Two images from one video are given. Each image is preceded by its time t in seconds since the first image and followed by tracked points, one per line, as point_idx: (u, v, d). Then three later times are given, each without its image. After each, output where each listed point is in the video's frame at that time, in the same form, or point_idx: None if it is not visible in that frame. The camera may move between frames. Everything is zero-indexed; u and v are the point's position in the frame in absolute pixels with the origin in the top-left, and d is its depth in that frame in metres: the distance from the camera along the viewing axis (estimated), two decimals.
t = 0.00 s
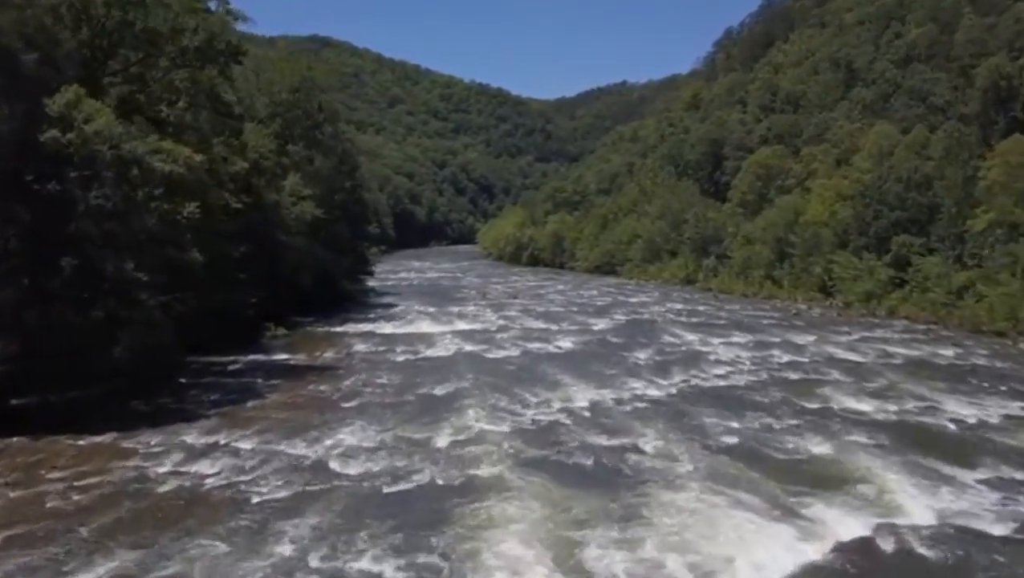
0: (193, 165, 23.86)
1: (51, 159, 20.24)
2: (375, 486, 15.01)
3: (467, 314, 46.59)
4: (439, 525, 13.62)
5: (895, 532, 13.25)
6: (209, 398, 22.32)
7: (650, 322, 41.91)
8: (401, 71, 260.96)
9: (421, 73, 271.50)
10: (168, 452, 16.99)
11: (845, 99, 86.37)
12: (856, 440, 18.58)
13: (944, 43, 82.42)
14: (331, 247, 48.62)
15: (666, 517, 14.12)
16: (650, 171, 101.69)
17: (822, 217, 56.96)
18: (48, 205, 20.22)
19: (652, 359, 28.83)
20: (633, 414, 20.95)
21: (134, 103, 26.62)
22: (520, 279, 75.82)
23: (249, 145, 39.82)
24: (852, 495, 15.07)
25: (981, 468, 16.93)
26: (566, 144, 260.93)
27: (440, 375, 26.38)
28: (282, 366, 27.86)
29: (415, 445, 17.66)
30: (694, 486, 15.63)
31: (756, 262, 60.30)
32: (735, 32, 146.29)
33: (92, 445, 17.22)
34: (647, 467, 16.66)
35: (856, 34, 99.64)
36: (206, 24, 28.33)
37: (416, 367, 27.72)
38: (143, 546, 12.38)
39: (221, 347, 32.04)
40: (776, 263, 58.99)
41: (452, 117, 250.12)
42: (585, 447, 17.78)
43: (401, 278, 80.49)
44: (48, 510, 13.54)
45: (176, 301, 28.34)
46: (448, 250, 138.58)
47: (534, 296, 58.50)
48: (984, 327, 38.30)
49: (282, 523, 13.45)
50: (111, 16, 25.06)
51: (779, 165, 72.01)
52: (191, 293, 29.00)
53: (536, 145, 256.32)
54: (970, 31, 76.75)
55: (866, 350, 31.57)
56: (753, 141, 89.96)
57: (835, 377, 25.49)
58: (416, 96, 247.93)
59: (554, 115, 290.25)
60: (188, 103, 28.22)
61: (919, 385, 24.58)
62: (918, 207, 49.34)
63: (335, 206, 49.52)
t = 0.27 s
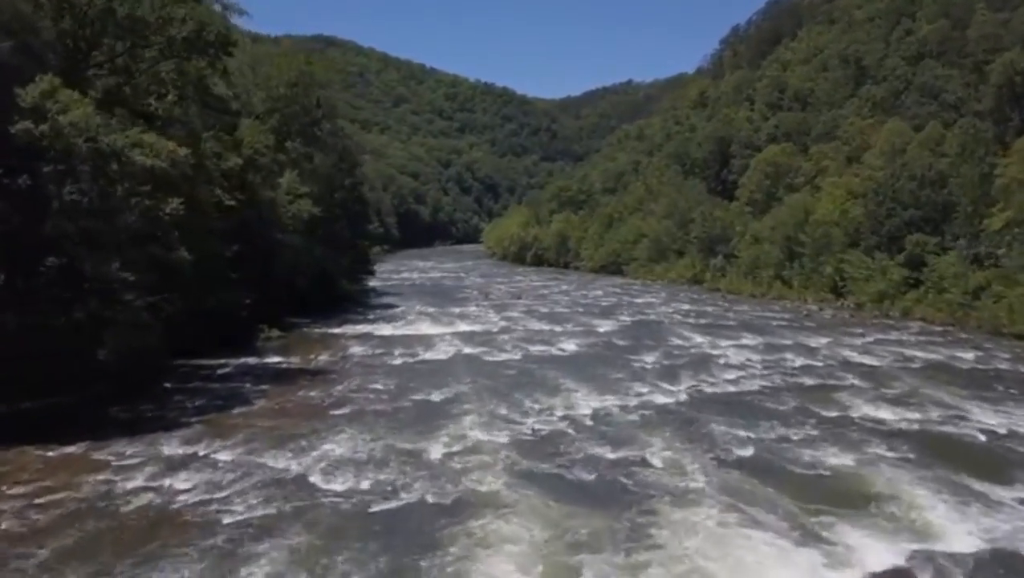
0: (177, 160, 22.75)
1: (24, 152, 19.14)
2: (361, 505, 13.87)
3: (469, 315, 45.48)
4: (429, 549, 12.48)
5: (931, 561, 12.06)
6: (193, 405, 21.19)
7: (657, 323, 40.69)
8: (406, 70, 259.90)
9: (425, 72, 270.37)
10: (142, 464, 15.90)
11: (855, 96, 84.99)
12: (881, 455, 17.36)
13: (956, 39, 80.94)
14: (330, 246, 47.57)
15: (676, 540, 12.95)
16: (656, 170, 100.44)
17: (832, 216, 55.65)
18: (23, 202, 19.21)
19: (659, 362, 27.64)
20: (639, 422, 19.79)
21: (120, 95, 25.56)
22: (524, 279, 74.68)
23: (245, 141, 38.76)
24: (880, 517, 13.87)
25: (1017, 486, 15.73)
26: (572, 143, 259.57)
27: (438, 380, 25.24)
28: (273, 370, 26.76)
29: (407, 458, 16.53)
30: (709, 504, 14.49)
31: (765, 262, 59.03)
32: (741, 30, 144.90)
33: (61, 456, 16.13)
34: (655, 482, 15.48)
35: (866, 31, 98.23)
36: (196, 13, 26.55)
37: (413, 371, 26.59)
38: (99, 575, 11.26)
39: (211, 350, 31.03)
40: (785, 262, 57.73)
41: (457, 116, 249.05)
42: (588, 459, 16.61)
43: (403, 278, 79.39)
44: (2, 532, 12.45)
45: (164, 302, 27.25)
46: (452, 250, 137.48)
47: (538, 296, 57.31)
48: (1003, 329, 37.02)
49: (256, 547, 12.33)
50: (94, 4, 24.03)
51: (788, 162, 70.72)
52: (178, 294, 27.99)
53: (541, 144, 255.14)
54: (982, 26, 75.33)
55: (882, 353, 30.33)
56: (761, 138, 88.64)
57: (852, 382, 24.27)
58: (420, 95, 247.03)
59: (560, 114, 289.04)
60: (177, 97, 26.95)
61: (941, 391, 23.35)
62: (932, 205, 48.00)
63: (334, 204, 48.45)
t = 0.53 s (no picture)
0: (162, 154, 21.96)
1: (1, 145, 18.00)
2: (346, 524, 12.89)
3: (470, 316, 44.51)
4: (419, 572, 11.50)
5: None
6: (178, 411, 20.23)
7: (664, 325, 39.64)
8: (410, 69, 259.07)
9: (429, 71, 269.50)
10: (116, 477, 14.96)
11: (863, 94, 83.80)
12: (904, 467, 16.33)
13: (966, 36, 79.71)
14: (329, 246, 46.65)
15: (688, 563, 11.95)
16: (661, 169, 99.38)
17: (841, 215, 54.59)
18: None
19: (666, 366, 26.63)
20: (645, 431, 18.79)
21: (107, 89, 24.55)
22: (528, 279, 73.71)
23: (240, 137, 37.85)
24: (908, 538, 12.85)
25: None
26: (576, 143, 258.49)
27: (435, 384, 24.27)
28: (266, 373, 25.81)
29: (399, 470, 15.55)
30: (724, 521, 13.47)
31: (773, 262, 57.91)
32: (747, 28, 143.69)
33: (31, 468, 15.20)
34: (663, 498, 14.47)
35: (874, 28, 97.01)
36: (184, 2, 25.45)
37: (410, 374, 25.61)
38: None
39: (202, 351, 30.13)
40: (793, 262, 56.66)
41: (461, 116, 248.15)
42: (591, 473, 15.61)
43: (405, 278, 78.46)
44: None
45: (153, 303, 26.35)
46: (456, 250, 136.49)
47: (542, 296, 56.30)
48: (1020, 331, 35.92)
49: (230, 570, 11.37)
50: None
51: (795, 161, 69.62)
52: (168, 294, 27.04)
53: (545, 144, 254.12)
54: (993, 22, 74.10)
55: (897, 356, 29.27)
56: (768, 137, 87.51)
57: (868, 387, 23.23)
58: (424, 95, 246.23)
59: (564, 114, 287.96)
60: (167, 91, 26.25)
61: (962, 397, 22.29)
62: (945, 203, 46.82)
63: (334, 203, 47.53)
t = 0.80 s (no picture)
0: (146, 149, 21.30)
1: None
2: (330, 545, 11.93)
3: (472, 317, 43.55)
4: None
5: None
6: (161, 417, 19.29)
7: (669, 326, 38.67)
8: (414, 69, 258.34)
9: (434, 71, 268.72)
10: (87, 490, 14.03)
11: (872, 92, 82.59)
12: (931, 481, 15.30)
13: (976, 32, 78.53)
14: (328, 245, 45.73)
15: None
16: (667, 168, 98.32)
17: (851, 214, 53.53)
18: None
19: (672, 370, 25.62)
20: (652, 440, 17.80)
21: (93, 81, 23.94)
22: (531, 279, 72.74)
23: (235, 134, 36.93)
24: (941, 562, 11.82)
25: None
26: (581, 143, 257.46)
27: (433, 389, 23.34)
28: (257, 378, 24.86)
29: (390, 484, 14.58)
30: (738, 539, 12.57)
31: (781, 262, 56.84)
32: (753, 26, 142.44)
33: None
34: (673, 516, 13.46)
35: (882, 25, 95.76)
36: None
37: (407, 379, 24.69)
38: None
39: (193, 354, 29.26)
40: (801, 262, 55.59)
41: (466, 115, 247.33)
42: (596, 487, 14.62)
43: (408, 278, 77.58)
44: None
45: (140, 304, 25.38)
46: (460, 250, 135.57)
47: (545, 297, 55.33)
48: None
49: None
50: None
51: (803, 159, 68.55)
52: (158, 294, 26.15)
53: (550, 144, 253.07)
54: (1005, 18, 72.82)
55: (913, 359, 28.21)
56: (775, 135, 86.36)
57: (885, 393, 22.19)
58: (428, 95, 245.40)
59: (569, 113, 286.92)
60: (156, 84, 25.59)
61: (985, 404, 21.23)
62: (958, 201, 45.60)
63: (333, 201, 46.60)
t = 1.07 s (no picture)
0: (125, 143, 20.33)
1: None
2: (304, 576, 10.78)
3: (474, 318, 42.45)
4: None
5: None
6: (139, 426, 18.20)
7: (676, 328, 37.47)
8: (419, 68, 257.45)
9: (438, 70, 267.83)
10: (47, 509, 12.95)
11: (882, 89, 81.30)
12: (965, 502, 14.06)
13: (989, 28, 77.11)
14: (327, 244, 44.68)
15: None
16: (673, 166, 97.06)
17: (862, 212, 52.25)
18: None
19: (680, 375, 24.42)
20: (660, 453, 16.64)
21: (75, 72, 22.89)
22: (535, 279, 71.63)
23: (229, 130, 35.88)
24: None
25: None
26: (586, 143, 256.25)
27: (429, 396, 22.20)
28: (245, 382, 23.75)
29: (377, 504, 13.43)
30: (757, 566, 11.44)
31: (790, 262, 55.56)
32: (760, 24, 141.03)
33: None
34: (684, 540, 12.26)
35: (893, 22, 94.31)
36: None
37: (402, 384, 23.55)
38: None
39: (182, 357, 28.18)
40: (811, 262, 54.33)
41: (471, 115, 246.32)
42: (599, 508, 13.45)
43: (410, 278, 76.54)
44: None
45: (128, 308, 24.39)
46: (464, 250, 134.55)
47: (549, 298, 54.17)
48: None
49: None
50: None
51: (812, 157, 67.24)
52: (145, 295, 25.08)
53: (555, 144, 251.92)
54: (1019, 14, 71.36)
55: (932, 363, 26.98)
56: (783, 134, 85.07)
57: (907, 400, 20.96)
58: (433, 94, 244.48)
59: (574, 113, 285.72)
60: (143, 77, 24.61)
61: (1013, 412, 20.02)
62: (973, 199, 44.11)
63: (331, 199, 45.53)
